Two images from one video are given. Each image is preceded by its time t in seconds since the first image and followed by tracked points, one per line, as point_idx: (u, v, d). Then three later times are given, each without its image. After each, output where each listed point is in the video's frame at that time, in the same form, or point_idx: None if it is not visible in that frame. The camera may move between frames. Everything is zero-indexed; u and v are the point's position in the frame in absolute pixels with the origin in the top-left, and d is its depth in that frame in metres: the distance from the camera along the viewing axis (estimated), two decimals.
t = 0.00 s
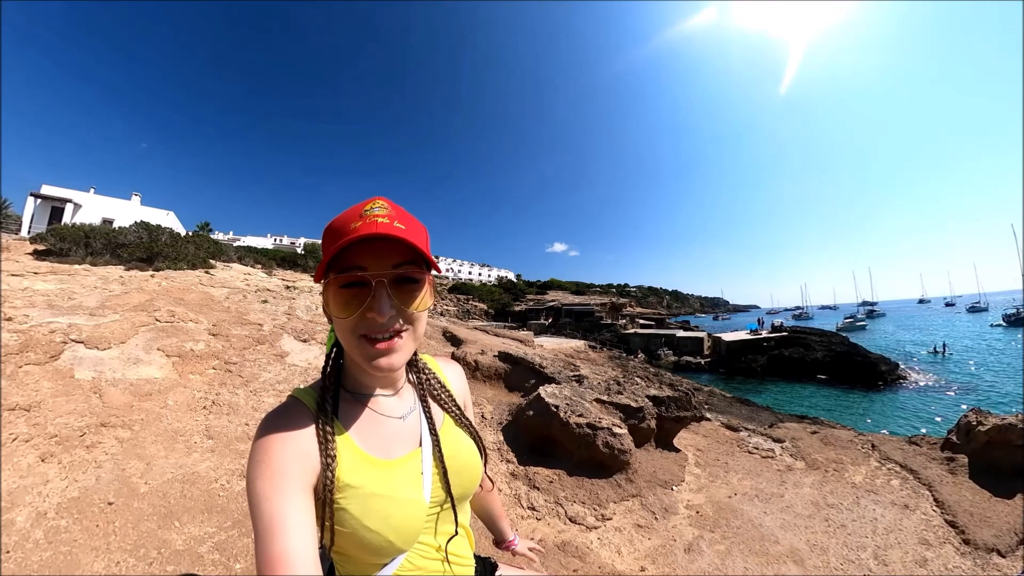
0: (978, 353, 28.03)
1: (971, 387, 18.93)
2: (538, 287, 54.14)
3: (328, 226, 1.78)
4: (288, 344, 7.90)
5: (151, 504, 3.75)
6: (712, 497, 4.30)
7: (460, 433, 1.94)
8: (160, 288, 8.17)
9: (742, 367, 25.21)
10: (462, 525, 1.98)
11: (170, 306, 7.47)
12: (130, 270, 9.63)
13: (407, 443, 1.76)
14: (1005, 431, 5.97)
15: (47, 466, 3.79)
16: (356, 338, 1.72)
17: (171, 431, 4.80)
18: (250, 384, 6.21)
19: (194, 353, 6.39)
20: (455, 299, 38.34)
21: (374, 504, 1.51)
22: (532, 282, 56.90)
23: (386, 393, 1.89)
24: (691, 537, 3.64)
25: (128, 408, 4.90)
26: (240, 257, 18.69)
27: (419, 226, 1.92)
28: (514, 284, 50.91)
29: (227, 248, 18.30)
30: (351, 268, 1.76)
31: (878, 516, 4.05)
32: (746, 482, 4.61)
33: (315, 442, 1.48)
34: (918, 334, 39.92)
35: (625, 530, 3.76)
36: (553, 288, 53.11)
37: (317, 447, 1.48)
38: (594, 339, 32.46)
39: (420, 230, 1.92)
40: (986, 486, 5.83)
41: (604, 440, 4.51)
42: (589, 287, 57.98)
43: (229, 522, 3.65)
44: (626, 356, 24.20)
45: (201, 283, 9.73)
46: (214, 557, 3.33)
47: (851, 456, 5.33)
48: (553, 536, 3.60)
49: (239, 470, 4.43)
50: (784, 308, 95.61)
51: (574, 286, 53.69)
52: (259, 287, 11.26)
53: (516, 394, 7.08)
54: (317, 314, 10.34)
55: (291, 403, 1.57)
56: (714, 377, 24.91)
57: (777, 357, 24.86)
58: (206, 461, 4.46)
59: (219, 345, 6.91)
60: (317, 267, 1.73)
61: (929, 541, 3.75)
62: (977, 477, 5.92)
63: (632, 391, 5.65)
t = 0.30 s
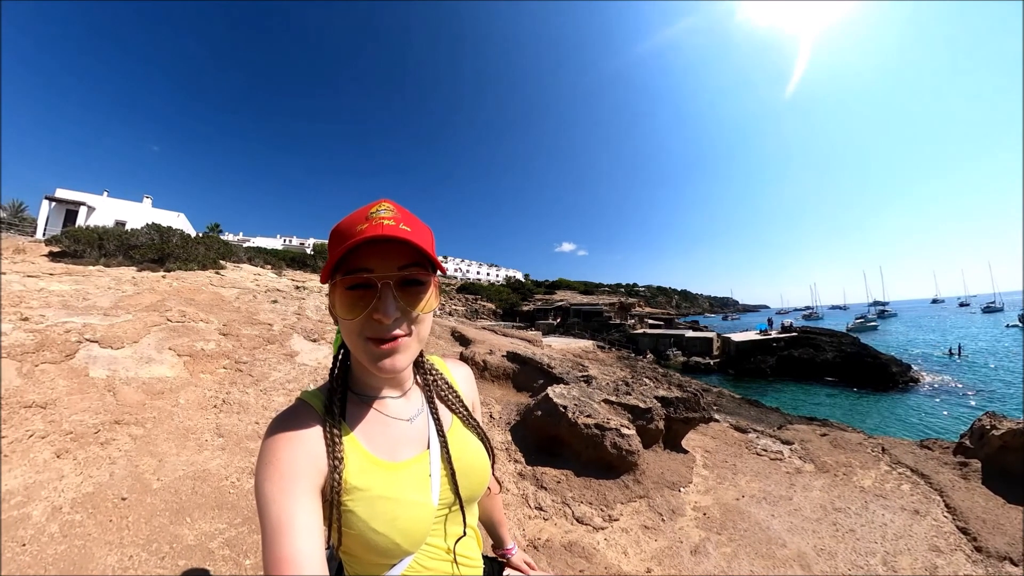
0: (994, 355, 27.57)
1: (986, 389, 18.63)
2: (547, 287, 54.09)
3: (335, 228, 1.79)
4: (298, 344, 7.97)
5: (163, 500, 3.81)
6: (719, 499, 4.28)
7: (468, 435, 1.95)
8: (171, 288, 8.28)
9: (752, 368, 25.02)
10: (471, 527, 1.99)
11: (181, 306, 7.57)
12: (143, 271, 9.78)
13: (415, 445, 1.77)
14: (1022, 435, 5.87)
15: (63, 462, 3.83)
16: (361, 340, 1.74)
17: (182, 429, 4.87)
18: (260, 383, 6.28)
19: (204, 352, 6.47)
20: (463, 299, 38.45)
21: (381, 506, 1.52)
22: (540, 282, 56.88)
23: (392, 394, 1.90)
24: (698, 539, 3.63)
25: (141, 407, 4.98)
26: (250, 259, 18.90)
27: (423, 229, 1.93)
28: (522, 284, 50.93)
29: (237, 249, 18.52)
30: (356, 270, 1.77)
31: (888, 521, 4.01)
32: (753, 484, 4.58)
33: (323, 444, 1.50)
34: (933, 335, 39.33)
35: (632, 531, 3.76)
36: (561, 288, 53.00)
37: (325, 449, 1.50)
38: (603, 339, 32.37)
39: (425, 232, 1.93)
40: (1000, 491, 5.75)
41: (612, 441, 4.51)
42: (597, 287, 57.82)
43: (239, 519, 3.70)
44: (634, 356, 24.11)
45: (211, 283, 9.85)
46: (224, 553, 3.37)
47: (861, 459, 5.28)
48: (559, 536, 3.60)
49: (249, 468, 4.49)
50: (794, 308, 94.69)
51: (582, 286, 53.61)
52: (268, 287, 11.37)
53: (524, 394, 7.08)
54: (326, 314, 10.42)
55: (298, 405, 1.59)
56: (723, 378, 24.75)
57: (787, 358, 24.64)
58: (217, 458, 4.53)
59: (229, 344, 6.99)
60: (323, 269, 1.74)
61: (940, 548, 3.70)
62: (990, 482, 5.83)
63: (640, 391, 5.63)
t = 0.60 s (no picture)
0: (1008, 357, 27.11)
1: (1000, 392, 18.34)
2: (554, 286, 54.03)
3: (348, 233, 1.79)
4: (307, 343, 8.02)
5: (173, 496, 3.85)
6: (726, 501, 4.25)
7: (479, 437, 1.96)
8: (181, 289, 8.37)
9: (760, 369, 24.85)
10: (481, 527, 2.00)
11: (191, 306, 7.65)
12: (153, 271, 9.90)
13: (426, 448, 1.78)
14: None
15: (74, 459, 3.94)
16: (375, 344, 1.74)
17: (192, 427, 4.92)
18: (268, 383, 6.33)
19: (213, 352, 6.53)
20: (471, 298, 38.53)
21: (394, 508, 1.53)
22: (547, 282, 56.84)
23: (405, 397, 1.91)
24: (704, 541, 3.61)
25: (151, 405, 5.04)
26: (259, 259, 19.05)
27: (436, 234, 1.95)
28: (530, 284, 50.92)
29: (246, 250, 18.70)
30: (370, 275, 1.77)
31: (897, 526, 3.96)
32: (761, 486, 4.55)
33: (335, 448, 1.51)
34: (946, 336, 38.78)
35: (638, 532, 3.75)
36: (568, 287, 52.91)
37: (337, 452, 1.51)
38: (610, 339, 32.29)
39: (437, 237, 1.95)
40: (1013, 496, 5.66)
41: (619, 442, 4.50)
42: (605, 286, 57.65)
43: (246, 517, 3.73)
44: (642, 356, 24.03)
45: (220, 283, 9.95)
46: (232, 549, 3.41)
47: (871, 462, 5.23)
48: (565, 536, 3.60)
49: (256, 467, 4.52)
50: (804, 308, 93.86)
51: (589, 286, 53.48)
52: (277, 287, 11.46)
53: (531, 394, 7.08)
54: (334, 313, 10.48)
55: (310, 409, 1.59)
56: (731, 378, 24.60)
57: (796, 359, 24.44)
58: (225, 456, 4.57)
59: (238, 344, 7.05)
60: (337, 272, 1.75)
61: (950, 555, 3.65)
62: (1003, 487, 5.74)
63: (648, 392, 5.62)
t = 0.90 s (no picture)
0: None
1: (1014, 395, 18.04)
2: (562, 285, 53.99)
3: (359, 232, 1.79)
4: (314, 343, 8.07)
5: (182, 493, 3.90)
6: (733, 503, 4.22)
7: (483, 437, 1.96)
8: (190, 288, 8.45)
9: (769, 370, 24.67)
10: (484, 526, 2.00)
11: (200, 306, 7.73)
12: (163, 272, 10.03)
13: (431, 447, 1.78)
14: None
15: (86, 455, 4.01)
16: (384, 344, 1.74)
17: (200, 425, 4.98)
18: (277, 381, 6.39)
19: (222, 351, 6.59)
20: (478, 298, 38.60)
21: (400, 506, 1.54)
22: (555, 281, 56.77)
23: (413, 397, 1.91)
24: (710, 544, 3.60)
25: (160, 403, 5.10)
26: (267, 259, 19.23)
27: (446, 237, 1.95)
28: (537, 283, 50.90)
29: (256, 250, 18.88)
30: (381, 275, 1.77)
31: (907, 532, 3.91)
32: (768, 489, 4.52)
33: (342, 447, 1.51)
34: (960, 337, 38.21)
35: (644, 534, 3.74)
36: (576, 287, 52.81)
37: (344, 451, 1.51)
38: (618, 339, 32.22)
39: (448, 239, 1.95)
40: None
41: (626, 443, 4.49)
42: (613, 285, 57.46)
43: (253, 515, 3.77)
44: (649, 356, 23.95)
45: (229, 284, 10.04)
46: (239, 545, 3.44)
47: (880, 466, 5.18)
48: (571, 537, 3.60)
49: (264, 464, 4.56)
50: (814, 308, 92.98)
51: (597, 285, 53.32)
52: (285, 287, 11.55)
53: (538, 394, 7.08)
54: (342, 313, 10.54)
55: (317, 409, 1.59)
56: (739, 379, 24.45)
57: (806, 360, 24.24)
58: (233, 454, 4.62)
59: (246, 343, 7.12)
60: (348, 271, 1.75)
61: (961, 561, 3.60)
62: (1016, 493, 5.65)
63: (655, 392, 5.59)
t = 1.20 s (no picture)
0: None
1: None
2: (574, 284, 53.82)
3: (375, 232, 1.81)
4: (326, 341, 8.14)
5: (194, 489, 3.95)
6: (744, 506, 4.18)
7: (500, 437, 1.94)
8: (204, 288, 8.57)
9: (782, 371, 24.39)
10: (498, 527, 1.99)
11: (213, 306, 7.83)
12: (178, 272, 10.20)
13: (447, 444, 1.78)
14: None
15: (102, 450, 4.09)
16: (397, 339, 1.76)
17: (213, 422, 5.04)
18: (289, 379, 6.46)
19: (235, 349, 6.67)
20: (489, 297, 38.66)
21: (413, 503, 1.55)
22: (566, 280, 56.70)
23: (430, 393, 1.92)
24: (720, 548, 3.57)
25: (174, 400, 5.18)
26: (280, 259, 19.43)
27: (460, 234, 1.94)
28: (548, 283, 50.83)
29: (269, 250, 19.10)
30: (393, 272, 1.79)
31: (923, 540, 3.84)
32: (780, 492, 4.47)
33: (359, 442, 1.53)
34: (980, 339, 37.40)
35: (654, 536, 3.72)
36: (587, 286, 52.67)
37: (362, 446, 1.53)
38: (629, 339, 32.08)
39: (461, 237, 1.94)
40: None
41: (638, 444, 4.47)
42: (625, 284, 57.16)
43: (264, 512, 3.81)
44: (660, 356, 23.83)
45: (242, 283, 10.17)
46: (249, 541, 3.49)
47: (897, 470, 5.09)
48: (581, 538, 3.59)
49: (275, 462, 4.61)
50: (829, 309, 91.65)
51: (608, 284, 53.07)
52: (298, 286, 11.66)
53: (549, 394, 7.07)
54: (353, 313, 10.61)
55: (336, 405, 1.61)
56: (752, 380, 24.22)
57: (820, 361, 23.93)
58: (245, 451, 4.67)
59: (259, 342, 7.20)
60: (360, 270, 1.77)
61: (979, 571, 3.53)
62: None
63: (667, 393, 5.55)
